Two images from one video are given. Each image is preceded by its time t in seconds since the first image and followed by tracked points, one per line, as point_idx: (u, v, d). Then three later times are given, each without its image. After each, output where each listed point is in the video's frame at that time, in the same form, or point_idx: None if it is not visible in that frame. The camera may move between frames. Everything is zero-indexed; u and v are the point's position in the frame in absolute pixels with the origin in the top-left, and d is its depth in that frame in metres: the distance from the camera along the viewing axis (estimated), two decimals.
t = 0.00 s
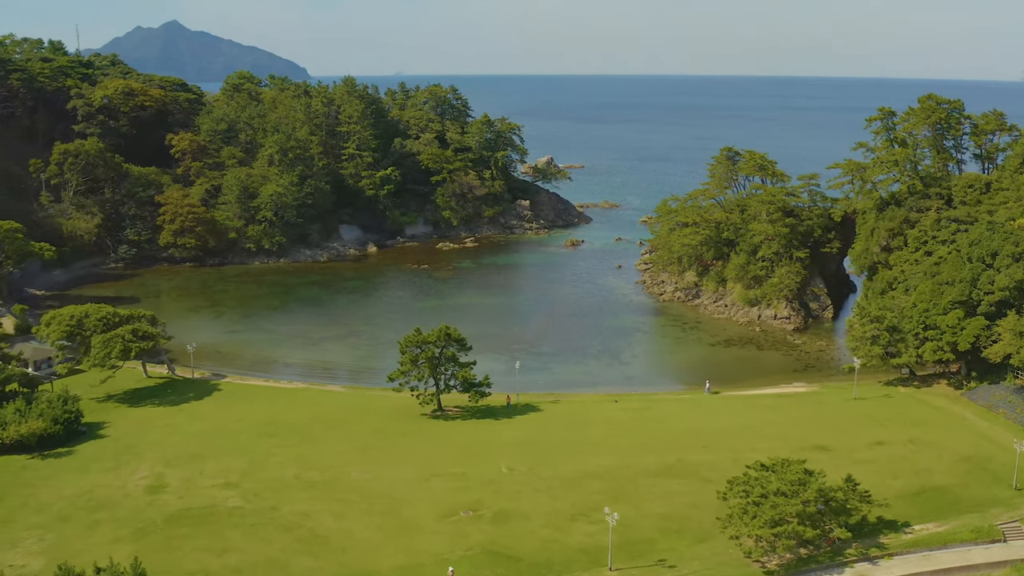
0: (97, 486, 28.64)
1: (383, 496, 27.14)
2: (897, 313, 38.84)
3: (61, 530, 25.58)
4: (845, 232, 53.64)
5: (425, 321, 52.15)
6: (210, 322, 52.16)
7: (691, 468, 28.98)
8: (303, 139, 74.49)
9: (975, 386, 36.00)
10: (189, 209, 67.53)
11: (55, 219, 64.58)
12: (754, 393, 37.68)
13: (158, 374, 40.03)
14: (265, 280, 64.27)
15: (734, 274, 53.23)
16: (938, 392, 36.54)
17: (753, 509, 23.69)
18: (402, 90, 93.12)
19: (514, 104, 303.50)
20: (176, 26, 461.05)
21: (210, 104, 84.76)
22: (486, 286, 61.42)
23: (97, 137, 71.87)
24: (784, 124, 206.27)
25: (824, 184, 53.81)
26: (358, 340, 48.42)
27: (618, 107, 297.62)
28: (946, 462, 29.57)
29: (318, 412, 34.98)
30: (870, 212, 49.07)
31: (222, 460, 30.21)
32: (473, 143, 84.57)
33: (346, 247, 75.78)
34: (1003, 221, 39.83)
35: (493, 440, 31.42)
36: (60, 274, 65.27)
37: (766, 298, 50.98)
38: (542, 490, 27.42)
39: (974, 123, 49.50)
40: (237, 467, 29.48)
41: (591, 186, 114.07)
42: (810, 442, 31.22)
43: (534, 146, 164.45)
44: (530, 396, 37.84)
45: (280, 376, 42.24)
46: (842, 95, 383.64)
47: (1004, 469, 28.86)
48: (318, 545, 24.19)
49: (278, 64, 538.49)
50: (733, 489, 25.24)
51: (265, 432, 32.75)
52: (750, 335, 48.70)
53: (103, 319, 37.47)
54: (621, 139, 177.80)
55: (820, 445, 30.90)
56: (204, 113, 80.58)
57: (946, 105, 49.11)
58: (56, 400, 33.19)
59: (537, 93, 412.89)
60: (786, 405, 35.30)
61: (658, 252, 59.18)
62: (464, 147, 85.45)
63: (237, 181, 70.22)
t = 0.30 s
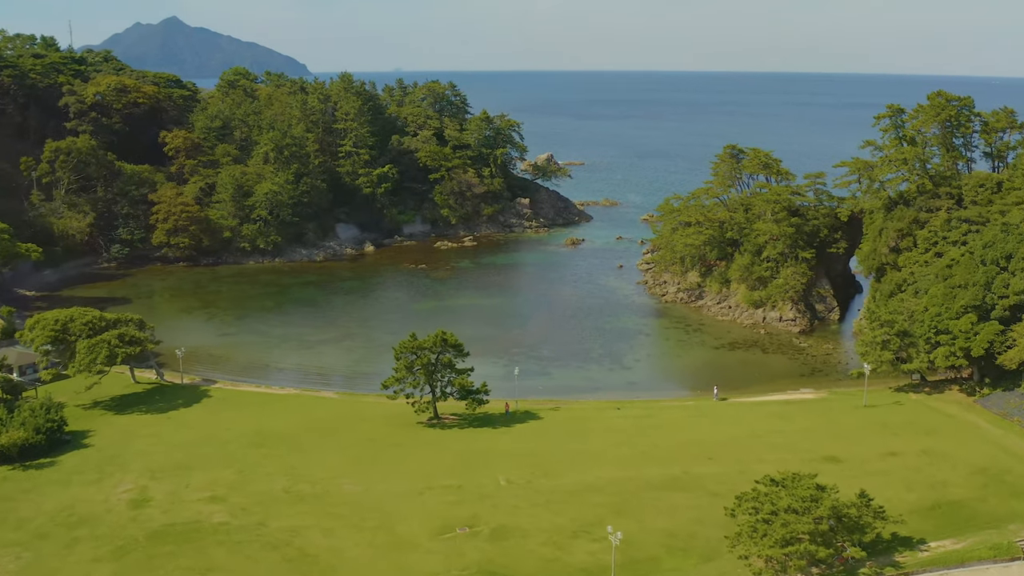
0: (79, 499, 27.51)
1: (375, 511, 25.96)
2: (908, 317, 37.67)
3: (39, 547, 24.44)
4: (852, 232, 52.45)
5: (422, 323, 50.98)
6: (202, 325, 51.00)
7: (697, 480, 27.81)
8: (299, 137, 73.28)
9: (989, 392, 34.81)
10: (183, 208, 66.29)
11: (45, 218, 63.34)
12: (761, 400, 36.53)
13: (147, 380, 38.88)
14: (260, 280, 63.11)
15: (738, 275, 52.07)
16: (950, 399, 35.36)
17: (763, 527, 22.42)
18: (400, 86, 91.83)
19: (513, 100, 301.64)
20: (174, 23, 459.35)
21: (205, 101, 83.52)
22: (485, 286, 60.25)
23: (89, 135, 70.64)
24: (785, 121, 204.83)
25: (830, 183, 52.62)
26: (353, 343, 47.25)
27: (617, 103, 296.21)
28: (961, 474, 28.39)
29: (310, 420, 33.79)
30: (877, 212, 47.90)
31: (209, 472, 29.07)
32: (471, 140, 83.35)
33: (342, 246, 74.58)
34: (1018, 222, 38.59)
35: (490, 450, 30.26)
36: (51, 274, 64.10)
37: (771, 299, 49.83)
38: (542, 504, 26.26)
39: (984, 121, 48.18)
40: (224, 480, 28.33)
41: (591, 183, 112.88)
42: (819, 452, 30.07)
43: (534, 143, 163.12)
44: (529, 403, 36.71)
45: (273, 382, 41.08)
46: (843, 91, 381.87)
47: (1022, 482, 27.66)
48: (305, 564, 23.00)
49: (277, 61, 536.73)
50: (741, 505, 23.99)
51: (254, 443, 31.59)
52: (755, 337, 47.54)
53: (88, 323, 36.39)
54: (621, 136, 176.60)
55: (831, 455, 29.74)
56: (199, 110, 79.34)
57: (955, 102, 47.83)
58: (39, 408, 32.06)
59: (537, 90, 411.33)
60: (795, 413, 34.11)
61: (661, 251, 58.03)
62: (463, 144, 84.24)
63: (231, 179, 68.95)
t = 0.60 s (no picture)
0: (58, 515, 26.34)
1: (367, 528, 24.75)
2: (919, 322, 36.53)
3: (13, 567, 23.26)
4: (859, 232, 51.23)
5: (419, 326, 49.80)
6: (194, 328, 49.81)
7: (703, 495, 26.63)
8: (295, 134, 72.03)
9: (1003, 400, 33.60)
10: (176, 207, 65.05)
11: (35, 218, 62.06)
12: (768, 408, 35.35)
13: (134, 387, 37.71)
14: (255, 281, 61.93)
15: (742, 277, 50.89)
16: (963, 407, 34.18)
17: (774, 548, 21.21)
18: (397, 83, 90.55)
19: (513, 97, 300.11)
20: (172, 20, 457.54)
21: (200, 98, 82.21)
22: (484, 288, 59.09)
23: (81, 133, 69.33)
24: (787, 117, 203.34)
25: (837, 182, 51.44)
26: (348, 347, 46.08)
27: (617, 100, 294.59)
28: (978, 488, 27.21)
29: (301, 430, 32.61)
30: (885, 212, 46.72)
31: (195, 486, 27.91)
32: (470, 138, 82.16)
33: (339, 245, 73.34)
34: None
35: (488, 463, 29.07)
36: (42, 275, 62.90)
37: (777, 301, 48.69)
38: (541, 520, 25.07)
39: (995, 118, 46.47)
40: (210, 495, 27.17)
41: (591, 181, 111.65)
42: (830, 465, 28.88)
43: (533, 140, 161.76)
44: (528, 411, 35.56)
45: (265, 389, 39.92)
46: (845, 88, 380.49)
47: None
48: None
49: (276, 58, 534.91)
50: (750, 524, 22.78)
51: (243, 455, 30.41)
52: (761, 341, 46.38)
53: (73, 329, 35.25)
54: (620, 133, 175.26)
55: (843, 468, 28.55)
56: (193, 108, 78.07)
57: (966, 100, 46.57)
58: (21, 418, 30.85)
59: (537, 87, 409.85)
60: (804, 423, 32.94)
61: (663, 252, 56.89)
62: (461, 142, 83.06)
63: (225, 177, 67.69)
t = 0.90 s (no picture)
0: (36, 531, 25.14)
1: (357, 546, 23.51)
2: (931, 327, 35.36)
3: None
4: (867, 233, 50.01)
5: (416, 329, 48.62)
6: (185, 332, 48.66)
7: (711, 511, 25.44)
8: (290, 133, 70.84)
9: (1019, 410, 32.41)
10: (169, 207, 63.85)
11: (25, 218, 60.89)
12: (776, 416, 34.17)
13: (121, 394, 36.54)
14: (249, 283, 60.75)
15: (746, 279, 49.74)
16: (976, 417, 33.01)
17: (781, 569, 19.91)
18: (395, 81, 89.31)
19: (513, 93, 298.76)
20: (171, 16, 455.97)
21: (194, 96, 81.00)
22: (483, 289, 57.98)
23: (72, 131, 68.14)
24: (788, 115, 201.98)
25: (843, 182, 50.26)
26: (343, 352, 44.91)
27: (617, 97, 293.12)
28: (996, 504, 26.02)
29: (292, 441, 31.43)
30: (894, 213, 45.54)
31: (181, 501, 26.75)
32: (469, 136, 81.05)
33: (335, 245, 72.18)
34: None
35: (485, 477, 27.91)
36: (32, 276, 61.74)
37: (782, 304, 47.54)
38: (541, 538, 23.87)
39: (1007, 117, 45.04)
40: (196, 511, 25.99)
41: (591, 180, 110.43)
42: (841, 478, 27.72)
43: (534, 138, 160.46)
44: (528, 420, 34.39)
45: (256, 396, 38.78)
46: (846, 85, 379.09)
47: None
48: None
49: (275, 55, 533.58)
50: (761, 544, 21.50)
51: (231, 467, 29.21)
52: (766, 345, 45.24)
53: (57, 335, 34.15)
54: (621, 130, 173.95)
55: (856, 481, 27.37)
56: (187, 106, 76.84)
57: (977, 98, 45.32)
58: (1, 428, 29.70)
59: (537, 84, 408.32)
60: (813, 433, 31.76)
61: (665, 253, 55.74)
62: (460, 140, 81.93)
63: (220, 176, 66.47)
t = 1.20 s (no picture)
0: (11, 549, 23.92)
1: (347, 566, 22.25)
2: (944, 334, 34.14)
3: None
4: (875, 234, 48.77)
5: (413, 333, 47.45)
6: (176, 336, 47.48)
7: (719, 529, 24.22)
8: (286, 131, 69.57)
9: None
10: (162, 207, 62.66)
11: (16, 218, 59.69)
12: (784, 426, 33.01)
13: (108, 402, 35.40)
14: (243, 284, 59.53)
15: (751, 281, 48.56)
16: (991, 426, 31.78)
17: None
18: (393, 78, 88.05)
19: (513, 90, 297.58)
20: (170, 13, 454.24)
21: (189, 93, 79.72)
22: (482, 290, 56.83)
23: (64, 129, 66.90)
24: (790, 112, 200.64)
25: (851, 182, 49.03)
26: (337, 356, 43.72)
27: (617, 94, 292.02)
28: (1017, 521, 24.79)
29: (282, 454, 30.26)
30: (903, 214, 44.32)
31: (164, 518, 25.55)
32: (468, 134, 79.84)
33: (332, 245, 71.01)
34: None
35: (482, 492, 26.71)
36: (23, 277, 60.56)
37: (788, 307, 46.39)
38: (542, 558, 22.62)
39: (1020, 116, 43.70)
40: (180, 529, 24.78)
41: (592, 178, 109.33)
42: (854, 493, 26.52)
43: (534, 135, 159.11)
44: (527, 430, 33.23)
45: (248, 404, 37.62)
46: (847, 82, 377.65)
47: None
48: None
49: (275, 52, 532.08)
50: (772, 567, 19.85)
51: (219, 481, 28.01)
52: (772, 350, 44.09)
53: (40, 342, 33.00)
54: (621, 127, 172.84)
55: (871, 495, 26.16)
56: (181, 103, 75.56)
57: (989, 96, 43.96)
58: None
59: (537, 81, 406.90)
60: (824, 444, 30.58)
61: (668, 254, 54.55)
62: (459, 138, 80.69)
63: (214, 175, 65.24)
